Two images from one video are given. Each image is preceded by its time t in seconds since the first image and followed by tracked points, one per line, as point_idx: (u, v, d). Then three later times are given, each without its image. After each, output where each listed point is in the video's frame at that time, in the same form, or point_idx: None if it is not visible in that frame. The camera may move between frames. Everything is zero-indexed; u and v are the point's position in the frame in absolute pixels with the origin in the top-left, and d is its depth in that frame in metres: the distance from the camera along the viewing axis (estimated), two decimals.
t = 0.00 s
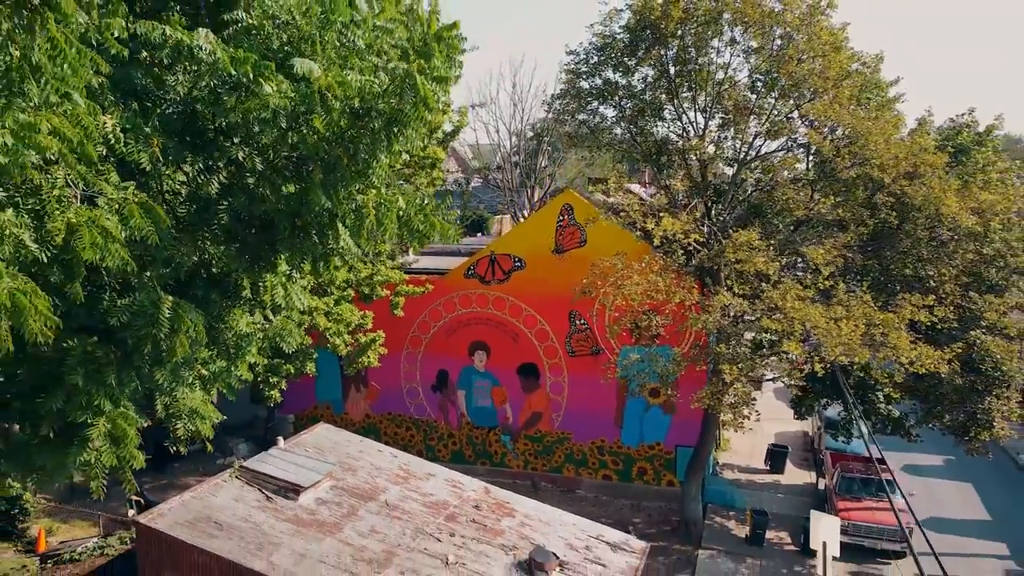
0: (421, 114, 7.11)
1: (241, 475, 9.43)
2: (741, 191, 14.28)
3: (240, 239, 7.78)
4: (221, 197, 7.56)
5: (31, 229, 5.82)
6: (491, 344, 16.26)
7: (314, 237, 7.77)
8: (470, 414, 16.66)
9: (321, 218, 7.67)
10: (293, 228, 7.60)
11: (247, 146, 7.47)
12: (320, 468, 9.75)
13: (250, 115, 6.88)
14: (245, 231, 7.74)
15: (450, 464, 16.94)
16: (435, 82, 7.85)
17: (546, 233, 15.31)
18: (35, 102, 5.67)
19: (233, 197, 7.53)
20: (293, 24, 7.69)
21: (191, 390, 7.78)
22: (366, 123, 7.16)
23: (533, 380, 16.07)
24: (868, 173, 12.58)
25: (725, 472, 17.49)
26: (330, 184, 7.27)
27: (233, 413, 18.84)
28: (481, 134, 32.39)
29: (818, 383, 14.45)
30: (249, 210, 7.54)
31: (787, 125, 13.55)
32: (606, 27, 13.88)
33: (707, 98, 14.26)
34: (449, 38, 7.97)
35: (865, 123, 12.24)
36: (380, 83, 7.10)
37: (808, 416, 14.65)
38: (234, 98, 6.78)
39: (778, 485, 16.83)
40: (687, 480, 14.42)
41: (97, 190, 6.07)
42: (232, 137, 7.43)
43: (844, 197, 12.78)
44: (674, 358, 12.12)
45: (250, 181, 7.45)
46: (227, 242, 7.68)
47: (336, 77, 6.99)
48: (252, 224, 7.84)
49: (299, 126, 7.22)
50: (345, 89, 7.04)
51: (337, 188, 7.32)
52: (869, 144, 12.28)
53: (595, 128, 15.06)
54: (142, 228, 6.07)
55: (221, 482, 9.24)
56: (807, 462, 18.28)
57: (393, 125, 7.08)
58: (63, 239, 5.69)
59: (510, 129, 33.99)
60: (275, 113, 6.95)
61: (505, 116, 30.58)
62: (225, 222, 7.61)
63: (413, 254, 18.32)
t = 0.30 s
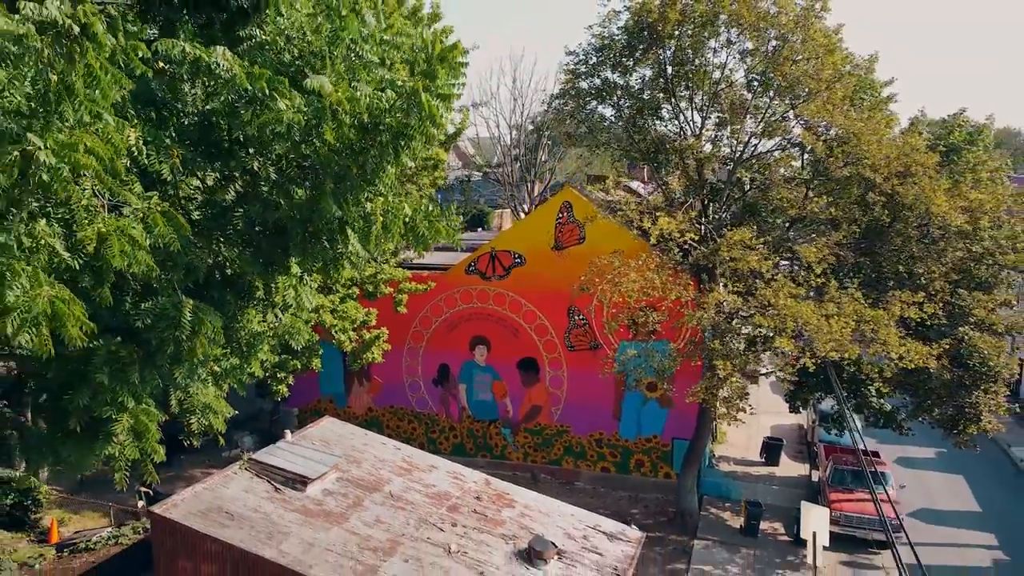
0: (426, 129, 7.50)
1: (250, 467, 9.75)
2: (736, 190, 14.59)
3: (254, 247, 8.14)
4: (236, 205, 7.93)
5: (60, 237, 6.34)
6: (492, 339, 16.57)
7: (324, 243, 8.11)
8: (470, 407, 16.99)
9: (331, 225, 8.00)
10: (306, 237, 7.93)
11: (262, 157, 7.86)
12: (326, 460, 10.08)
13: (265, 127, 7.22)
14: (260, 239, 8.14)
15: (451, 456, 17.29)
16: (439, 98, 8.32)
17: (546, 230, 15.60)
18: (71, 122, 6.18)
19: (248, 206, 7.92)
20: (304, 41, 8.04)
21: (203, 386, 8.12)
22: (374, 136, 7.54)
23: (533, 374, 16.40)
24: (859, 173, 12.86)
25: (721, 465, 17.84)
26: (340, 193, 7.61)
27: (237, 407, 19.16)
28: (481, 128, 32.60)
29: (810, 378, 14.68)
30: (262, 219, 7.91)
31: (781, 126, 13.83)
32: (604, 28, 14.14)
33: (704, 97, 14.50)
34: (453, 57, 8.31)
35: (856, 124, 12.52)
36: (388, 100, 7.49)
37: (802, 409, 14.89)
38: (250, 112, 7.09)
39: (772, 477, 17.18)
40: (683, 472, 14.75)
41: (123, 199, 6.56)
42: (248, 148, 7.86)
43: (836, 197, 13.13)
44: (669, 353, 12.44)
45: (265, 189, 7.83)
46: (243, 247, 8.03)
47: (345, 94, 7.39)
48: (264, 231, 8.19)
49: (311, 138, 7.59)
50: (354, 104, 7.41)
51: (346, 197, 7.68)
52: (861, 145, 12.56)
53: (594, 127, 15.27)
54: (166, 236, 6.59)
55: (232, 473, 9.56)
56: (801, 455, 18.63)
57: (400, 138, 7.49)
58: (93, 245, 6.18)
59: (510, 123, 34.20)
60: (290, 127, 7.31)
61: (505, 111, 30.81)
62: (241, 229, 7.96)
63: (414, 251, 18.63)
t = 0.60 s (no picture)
0: (429, 137, 7.93)
1: (259, 459, 10.08)
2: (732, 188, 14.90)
3: (267, 250, 8.45)
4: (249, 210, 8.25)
5: (87, 243, 6.66)
6: (492, 333, 16.89)
7: (334, 246, 8.43)
8: (471, 401, 17.33)
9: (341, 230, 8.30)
10: (318, 242, 8.26)
11: (275, 164, 8.19)
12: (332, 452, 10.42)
13: (280, 137, 7.48)
14: (273, 242, 8.45)
15: (452, 448, 17.64)
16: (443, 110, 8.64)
17: (546, 227, 15.89)
18: (103, 138, 6.50)
19: (262, 210, 8.25)
20: (314, 52, 8.38)
21: (216, 381, 8.45)
22: (381, 145, 7.90)
23: (532, 369, 16.72)
24: (851, 172, 13.14)
25: (717, 457, 18.20)
26: (350, 198, 7.92)
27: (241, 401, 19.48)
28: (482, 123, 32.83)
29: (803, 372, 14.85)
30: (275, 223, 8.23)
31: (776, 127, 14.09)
32: (603, 29, 14.40)
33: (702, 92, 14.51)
34: (455, 71, 8.69)
35: (848, 125, 12.83)
36: (394, 110, 7.80)
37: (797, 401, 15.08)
38: (264, 122, 7.52)
39: (767, 469, 17.53)
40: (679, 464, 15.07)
41: (145, 208, 6.92)
42: (261, 156, 8.18)
43: (829, 196, 13.44)
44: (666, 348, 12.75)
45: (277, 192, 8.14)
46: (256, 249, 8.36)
47: (354, 104, 7.56)
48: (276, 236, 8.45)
49: (322, 147, 7.89)
50: (362, 115, 7.61)
51: (355, 205, 7.99)
52: (853, 145, 12.85)
53: (593, 126, 15.55)
54: (186, 241, 7.03)
55: (241, 465, 9.90)
56: (796, 447, 18.97)
57: (405, 148, 7.87)
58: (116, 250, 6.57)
59: (510, 117, 34.43)
60: (303, 137, 7.50)
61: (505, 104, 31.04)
62: (254, 233, 8.29)
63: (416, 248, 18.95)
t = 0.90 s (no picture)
0: (434, 145, 8.24)
1: (267, 450, 10.41)
2: (727, 186, 15.20)
3: (278, 251, 8.78)
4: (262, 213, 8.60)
5: (111, 247, 7.10)
6: (492, 327, 17.22)
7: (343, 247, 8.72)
8: (472, 393, 17.67)
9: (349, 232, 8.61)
10: (327, 243, 8.59)
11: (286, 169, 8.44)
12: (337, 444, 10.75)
13: (292, 145, 7.92)
14: (284, 243, 8.78)
15: (452, 439, 17.99)
16: (447, 119, 9.14)
17: (546, 223, 16.19)
18: (129, 150, 6.77)
19: (274, 212, 8.60)
20: (323, 62, 8.69)
21: (228, 376, 8.78)
22: (388, 152, 8.21)
23: (532, 362, 17.06)
24: (843, 170, 13.44)
25: (713, 448, 18.55)
26: (358, 203, 8.23)
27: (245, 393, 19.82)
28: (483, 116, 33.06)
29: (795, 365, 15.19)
30: (286, 225, 8.58)
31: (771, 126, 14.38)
32: (601, 29, 14.67)
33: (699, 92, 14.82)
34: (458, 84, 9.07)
35: (841, 124, 13.12)
36: (401, 119, 8.13)
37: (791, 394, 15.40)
38: (277, 130, 7.91)
39: (762, 460, 17.89)
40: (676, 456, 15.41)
41: (164, 212, 7.31)
42: (273, 162, 8.42)
43: (822, 193, 13.75)
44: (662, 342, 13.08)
45: (288, 196, 8.47)
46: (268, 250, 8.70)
47: (364, 114, 7.91)
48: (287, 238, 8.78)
49: (332, 155, 8.14)
50: (371, 124, 7.94)
51: (363, 207, 8.29)
52: (846, 144, 13.13)
53: (592, 124, 15.82)
54: (203, 245, 7.39)
55: (250, 455, 10.23)
56: (791, 439, 19.33)
57: (411, 155, 8.20)
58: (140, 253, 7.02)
59: (510, 110, 34.67)
60: (313, 145, 7.90)
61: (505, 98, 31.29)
62: (266, 235, 8.66)
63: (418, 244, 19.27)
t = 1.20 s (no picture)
0: (438, 152, 8.54)
1: (274, 441, 10.76)
2: (723, 183, 15.49)
3: (288, 251, 9.12)
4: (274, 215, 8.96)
5: (134, 249, 7.42)
6: (492, 322, 17.54)
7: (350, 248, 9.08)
8: (472, 386, 18.02)
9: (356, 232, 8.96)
10: (335, 243, 8.93)
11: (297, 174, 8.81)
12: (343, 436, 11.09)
13: (303, 150, 8.31)
14: (293, 242, 9.11)
15: (453, 431, 18.35)
16: (451, 128, 9.43)
17: (545, 219, 16.49)
18: (154, 161, 7.14)
19: (285, 215, 8.95)
20: (331, 70, 9.04)
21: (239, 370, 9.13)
22: (394, 158, 8.54)
23: (531, 355, 17.39)
24: (836, 169, 13.74)
25: (709, 440, 18.93)
26: (365, 207, 8.60)
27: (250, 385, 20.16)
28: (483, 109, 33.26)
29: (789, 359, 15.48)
30: (297, 227, 8.92)
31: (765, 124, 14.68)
32: (599, 29, 14.94)
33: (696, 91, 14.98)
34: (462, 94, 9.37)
35: (833, 124, 13.38)
36: (407, 127, 8.42)
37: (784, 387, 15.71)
38: (288, 137, 8.28)
39: (757, 452, 18.26)
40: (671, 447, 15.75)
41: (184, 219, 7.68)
42: (284, 167, 8.81)
43: (814, 191, 14.09)
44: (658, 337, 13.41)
45: (299, 199, 8.83)
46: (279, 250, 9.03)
47: (372, 123, 8.36)
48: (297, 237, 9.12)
49: (342, 160, 8.57)
50: (379, 131, 8.38)
51: (369, 211, 8.66)
52: (838, 144, 13.41)
53: (590, 122, 16.10)
54: (219, 248, 7.79)
55: (259, 446, 10.57)
56: (785, 431, 19.70)
57: (417, 161, 8.51)
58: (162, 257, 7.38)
59: (510, 104, 34.89)
60: (323, 151, 8.33)
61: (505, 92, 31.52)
62: (277, 236, 8.97)
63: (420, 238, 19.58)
